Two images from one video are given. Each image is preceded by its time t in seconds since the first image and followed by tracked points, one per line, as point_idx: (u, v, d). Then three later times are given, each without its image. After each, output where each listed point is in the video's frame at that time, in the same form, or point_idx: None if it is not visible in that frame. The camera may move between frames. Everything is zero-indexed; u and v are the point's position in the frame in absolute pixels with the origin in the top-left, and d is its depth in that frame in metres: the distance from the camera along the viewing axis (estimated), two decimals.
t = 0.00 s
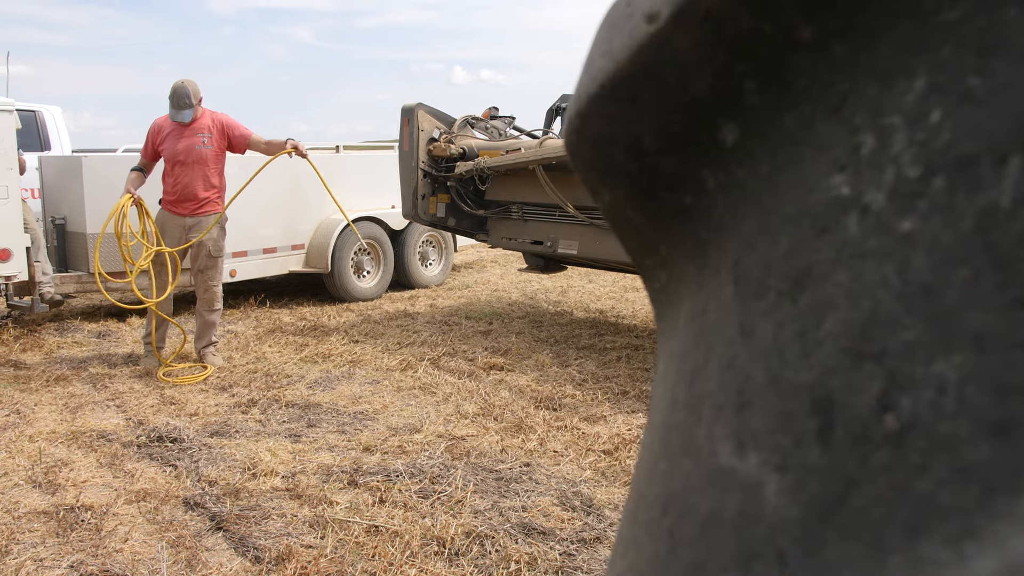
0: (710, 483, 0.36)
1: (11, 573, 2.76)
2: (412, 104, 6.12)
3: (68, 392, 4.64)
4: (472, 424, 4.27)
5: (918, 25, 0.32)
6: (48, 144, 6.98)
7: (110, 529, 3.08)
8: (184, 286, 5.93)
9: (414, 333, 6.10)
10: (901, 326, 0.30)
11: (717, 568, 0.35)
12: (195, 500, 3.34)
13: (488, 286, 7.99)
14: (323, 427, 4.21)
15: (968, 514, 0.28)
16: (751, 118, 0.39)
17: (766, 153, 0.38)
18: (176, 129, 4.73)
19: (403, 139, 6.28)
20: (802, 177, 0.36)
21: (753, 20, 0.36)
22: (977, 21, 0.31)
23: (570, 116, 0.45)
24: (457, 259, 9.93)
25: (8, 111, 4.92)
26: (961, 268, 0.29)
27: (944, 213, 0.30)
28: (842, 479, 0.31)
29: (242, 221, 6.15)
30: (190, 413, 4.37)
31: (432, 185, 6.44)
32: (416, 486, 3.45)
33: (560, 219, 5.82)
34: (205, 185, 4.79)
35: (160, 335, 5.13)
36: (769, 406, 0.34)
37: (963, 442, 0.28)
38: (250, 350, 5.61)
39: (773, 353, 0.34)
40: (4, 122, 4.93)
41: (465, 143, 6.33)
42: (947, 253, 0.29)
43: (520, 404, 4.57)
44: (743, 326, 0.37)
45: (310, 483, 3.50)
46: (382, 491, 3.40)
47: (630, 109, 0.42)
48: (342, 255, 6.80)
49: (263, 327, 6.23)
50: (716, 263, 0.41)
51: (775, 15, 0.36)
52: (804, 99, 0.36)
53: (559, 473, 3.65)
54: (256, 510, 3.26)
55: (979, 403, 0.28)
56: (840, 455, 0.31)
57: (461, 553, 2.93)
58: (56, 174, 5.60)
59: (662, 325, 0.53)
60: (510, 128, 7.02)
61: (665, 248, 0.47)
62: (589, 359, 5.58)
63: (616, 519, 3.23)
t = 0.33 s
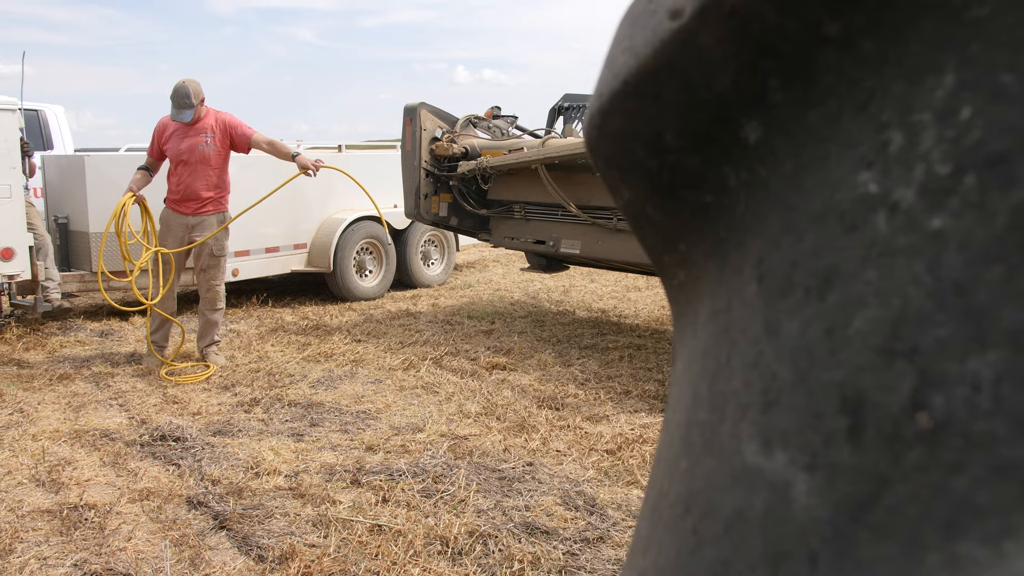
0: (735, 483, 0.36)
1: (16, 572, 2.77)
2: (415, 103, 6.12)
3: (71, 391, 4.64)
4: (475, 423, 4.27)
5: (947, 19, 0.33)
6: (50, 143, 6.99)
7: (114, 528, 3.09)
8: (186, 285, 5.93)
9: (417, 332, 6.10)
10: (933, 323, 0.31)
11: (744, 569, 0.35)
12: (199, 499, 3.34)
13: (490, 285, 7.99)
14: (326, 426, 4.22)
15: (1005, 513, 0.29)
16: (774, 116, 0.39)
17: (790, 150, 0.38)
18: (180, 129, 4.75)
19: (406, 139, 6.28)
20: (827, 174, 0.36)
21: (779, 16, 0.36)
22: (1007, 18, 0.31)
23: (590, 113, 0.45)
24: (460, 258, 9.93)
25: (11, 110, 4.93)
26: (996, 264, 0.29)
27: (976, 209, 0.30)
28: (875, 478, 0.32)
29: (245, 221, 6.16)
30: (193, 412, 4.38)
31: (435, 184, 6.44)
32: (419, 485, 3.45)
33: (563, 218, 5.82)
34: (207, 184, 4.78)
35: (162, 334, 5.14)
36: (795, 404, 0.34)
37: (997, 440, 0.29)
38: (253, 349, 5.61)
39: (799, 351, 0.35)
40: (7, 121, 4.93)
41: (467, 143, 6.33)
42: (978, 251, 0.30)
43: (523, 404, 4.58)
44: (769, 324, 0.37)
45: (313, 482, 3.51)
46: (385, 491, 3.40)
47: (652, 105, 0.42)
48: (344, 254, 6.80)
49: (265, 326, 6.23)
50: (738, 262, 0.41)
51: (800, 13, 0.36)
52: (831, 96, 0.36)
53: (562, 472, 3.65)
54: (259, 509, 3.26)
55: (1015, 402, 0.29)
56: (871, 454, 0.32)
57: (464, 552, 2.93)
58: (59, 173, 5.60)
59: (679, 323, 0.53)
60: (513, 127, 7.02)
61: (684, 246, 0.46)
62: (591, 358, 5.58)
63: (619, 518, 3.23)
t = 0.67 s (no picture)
0: (762, 482, 0.36)
1: (20, 570, 2.78)
2: (417, 102, 6.16)
3: (74, 390, 4.64)
4: (478, 422, 4.27)
5: (978, 18, 0.33)
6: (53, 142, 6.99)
7: (117, 527, 3.09)
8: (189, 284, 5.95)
9: (419, 331, 6.10)
10: (967, 322, 0.31)
11: (772, 569, 0.35)
12: (202, 498, 3.34)
13: (493, 284, 7.99)
14: (329, 425, 4.22)
15: None
16: (800, 113, 0.38)
17: (815, 147, 0.38)
18: (183, 128, 4.77)
19: (409, 137, 6.30)
20: (854, 172, 0.36)
21: (805, 13, 0.36)
22: None
23: (612, 111, 0.44)
24: (462, 258, 9.93)
25: (15, 108, 4.95)
26: None
27: (1012, 208, 0.31)
28: (911, 477, 0.32)
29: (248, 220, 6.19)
30: (196, 411, 4.38)
31: (437, 183, 6.44)
32: (422, 484, 3.45)
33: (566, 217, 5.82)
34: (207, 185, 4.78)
35: (167, 335, 5.14)
36: (825, 403, 0.34)
37: None
38: (255, 347, 5.62)
39: (827, 351, 0.35)
40: (12, 119, 4.95)
41: (470, 142, 6.32)
42: (1014, 249, 0.31)
43: (526, 403, 4.58)
44: (795, 323, 0.36)
45: (316, 481, 3.51)
46: (388, 490, 3.39)
47: (678, 102, 0.41)
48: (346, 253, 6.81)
49: (268, 325, 6.24)
50: (762, 260, 0.41)
51: (828, 10, 0.35)
52: (857, 94, 0.36)
53: (565, 472, 3.65)
54: (262, 507, 3.26)
55: None
56: (905, 453, 0.32)
57: (468, 552, 2.93)
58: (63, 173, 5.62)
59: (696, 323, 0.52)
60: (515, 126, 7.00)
61: (705, 245, 0.46)
62: (594, 358, 5.58)
63: (622, 518, 3.22)
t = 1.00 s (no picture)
0: (794, 483, 0.37)
1: (24, 568, 2.78)
2: (421, 101, 6.15)
3: (78, 388, 4.64)
4: (481, 421, 4.27)
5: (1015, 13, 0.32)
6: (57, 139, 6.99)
7: (121, 525, 3.09)
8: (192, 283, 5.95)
9: (422, 330, 6.10)
10: (1006, 323, 0.31)
11: (806, 570, 0.36)
12: (206, 496, 3.34)
13: (495, 284, 7.99)
14: (332, 423, 4.22)
15: None
16: (830, 111, 0.38)
17: (845, 146, 0.38)
18: (185, 129, 4.78)
19: (412, 137, 6.31)
20: (886, 170, 0.36)
21: (838, 12, 0.36)
22: None
23: (638, 109, 0.44)
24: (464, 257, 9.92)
25: (18, 107, 4.84)
26: None
27: None
28: (948, 479, 0.32)
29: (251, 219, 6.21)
30: (200, 410, 4.38)
31: (441, 182, 6.43)
32: (425, 484, 3.45)
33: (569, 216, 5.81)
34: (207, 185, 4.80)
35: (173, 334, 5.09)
36: (859, 403, 0.34)
37: None
38: (258, 346, 5.62)
39: (861, 351, 0.35)
40: (15, 118, 4.85)
41: (473, 141, 6.31)
42: None
43: (529, 402, 4.58)
44: (826, 323, 0.37)
45: (320, 480, 3.51)
46: (392, 489, 3.39)
47: (705, 100, 0.41)
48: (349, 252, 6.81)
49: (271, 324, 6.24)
50: (788, 259, 0.41)
51: (860, 7, 0.35)
52: (890, 92, 0.36)
53: (568, 471, 3.65)
54: (266, 506, 3.26)
55: None
56: (944, 454, 0.32)
57: (472, 551, 2.93)
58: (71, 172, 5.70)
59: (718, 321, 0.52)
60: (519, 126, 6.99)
61: (729, 244, 0.46)
62: (597, 357, 5.58)
63: (626, 517, 3.22)
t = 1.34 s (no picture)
0: (828, 488, 0.37)
1: (29, 566, 2.78)
2: (424, 101, 6.14)
3: (81, 387, 4.65)
4: (485, 421, 4.27)
5: None
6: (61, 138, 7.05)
7: (125, 524, 3.10)
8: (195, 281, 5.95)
9: (425, 329, 6.10)
10: None
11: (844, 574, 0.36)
12: (209, 495, 3.34)
13: (498, 283, 7.98)
14: (336, 423, 4.21)
15: None
16: (862, 111, 0.38)
17: (878, 148, 0.37)
18: (186, 129, 4.80)
19: (415, 136, 6.29)
20: (921, 172, 0.35)
21: (872, 11, 0.35)
22: None
23: (666, 109, 0.44)
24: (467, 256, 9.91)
25: (23, 105, 4.84)
26: None
27: None
28: (991, 483, 0.33)
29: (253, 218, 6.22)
30: (203, 409, 4.38)
31: (444, 181, 6.42)
32: (429, 483, 3.45)
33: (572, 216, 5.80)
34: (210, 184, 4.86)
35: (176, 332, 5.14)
36: (896, 408, 0.35)
37: None
38: (262, 345, 5.62)
39: (898, 354, 0.35)
40: (19, 116, 4.84)
41: (477, 140, 6.30)
42: None
43: (532, 402, 4.57)
44: (859, 325, 0.36)
45: (323, 479, 3.50)
46: (395, 488, 3.39)
47: (734, 101, 0.40)
48: (352, 252, 6.81)
49: (274, 323, 6.24)
50: (819, 261, 0.40)
51: (896, 5, 0.35)
52: (924, 94, 0.35)
53: (572, 471, 3.64)
54: (269, 505, 3.26)
55: None
56: (988, 460, 0.32)
57: (476, 550, 2.93)
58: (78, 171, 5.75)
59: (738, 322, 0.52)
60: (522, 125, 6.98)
61: (755, 244, 0.45)
62: (600, 357, 5.57)
63: (630, 517, 3.22)
